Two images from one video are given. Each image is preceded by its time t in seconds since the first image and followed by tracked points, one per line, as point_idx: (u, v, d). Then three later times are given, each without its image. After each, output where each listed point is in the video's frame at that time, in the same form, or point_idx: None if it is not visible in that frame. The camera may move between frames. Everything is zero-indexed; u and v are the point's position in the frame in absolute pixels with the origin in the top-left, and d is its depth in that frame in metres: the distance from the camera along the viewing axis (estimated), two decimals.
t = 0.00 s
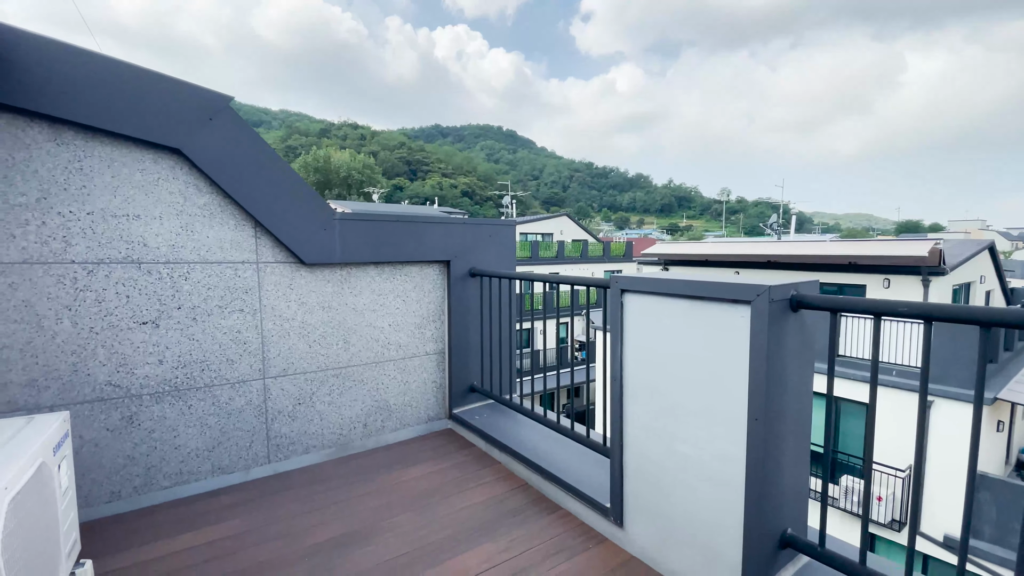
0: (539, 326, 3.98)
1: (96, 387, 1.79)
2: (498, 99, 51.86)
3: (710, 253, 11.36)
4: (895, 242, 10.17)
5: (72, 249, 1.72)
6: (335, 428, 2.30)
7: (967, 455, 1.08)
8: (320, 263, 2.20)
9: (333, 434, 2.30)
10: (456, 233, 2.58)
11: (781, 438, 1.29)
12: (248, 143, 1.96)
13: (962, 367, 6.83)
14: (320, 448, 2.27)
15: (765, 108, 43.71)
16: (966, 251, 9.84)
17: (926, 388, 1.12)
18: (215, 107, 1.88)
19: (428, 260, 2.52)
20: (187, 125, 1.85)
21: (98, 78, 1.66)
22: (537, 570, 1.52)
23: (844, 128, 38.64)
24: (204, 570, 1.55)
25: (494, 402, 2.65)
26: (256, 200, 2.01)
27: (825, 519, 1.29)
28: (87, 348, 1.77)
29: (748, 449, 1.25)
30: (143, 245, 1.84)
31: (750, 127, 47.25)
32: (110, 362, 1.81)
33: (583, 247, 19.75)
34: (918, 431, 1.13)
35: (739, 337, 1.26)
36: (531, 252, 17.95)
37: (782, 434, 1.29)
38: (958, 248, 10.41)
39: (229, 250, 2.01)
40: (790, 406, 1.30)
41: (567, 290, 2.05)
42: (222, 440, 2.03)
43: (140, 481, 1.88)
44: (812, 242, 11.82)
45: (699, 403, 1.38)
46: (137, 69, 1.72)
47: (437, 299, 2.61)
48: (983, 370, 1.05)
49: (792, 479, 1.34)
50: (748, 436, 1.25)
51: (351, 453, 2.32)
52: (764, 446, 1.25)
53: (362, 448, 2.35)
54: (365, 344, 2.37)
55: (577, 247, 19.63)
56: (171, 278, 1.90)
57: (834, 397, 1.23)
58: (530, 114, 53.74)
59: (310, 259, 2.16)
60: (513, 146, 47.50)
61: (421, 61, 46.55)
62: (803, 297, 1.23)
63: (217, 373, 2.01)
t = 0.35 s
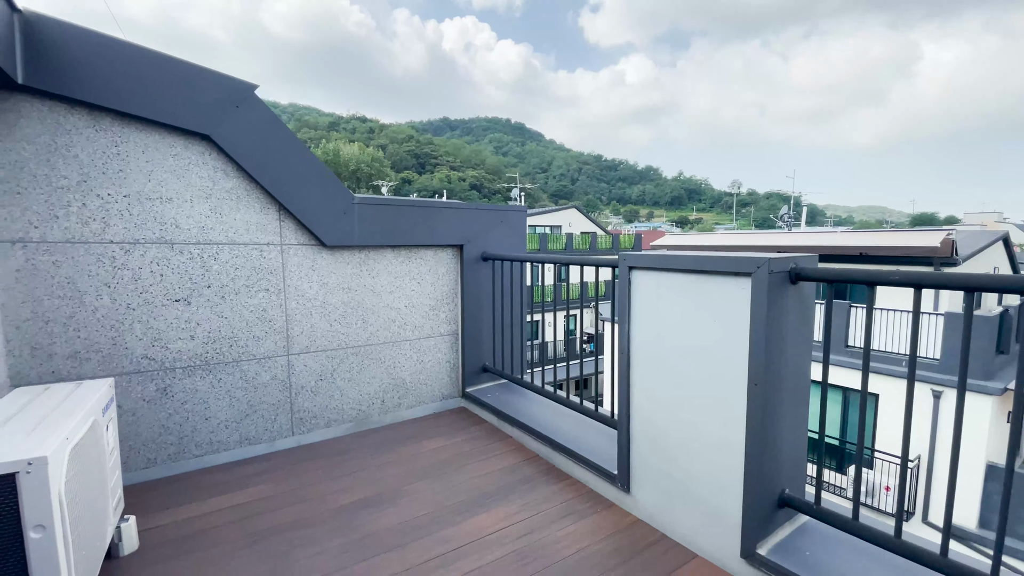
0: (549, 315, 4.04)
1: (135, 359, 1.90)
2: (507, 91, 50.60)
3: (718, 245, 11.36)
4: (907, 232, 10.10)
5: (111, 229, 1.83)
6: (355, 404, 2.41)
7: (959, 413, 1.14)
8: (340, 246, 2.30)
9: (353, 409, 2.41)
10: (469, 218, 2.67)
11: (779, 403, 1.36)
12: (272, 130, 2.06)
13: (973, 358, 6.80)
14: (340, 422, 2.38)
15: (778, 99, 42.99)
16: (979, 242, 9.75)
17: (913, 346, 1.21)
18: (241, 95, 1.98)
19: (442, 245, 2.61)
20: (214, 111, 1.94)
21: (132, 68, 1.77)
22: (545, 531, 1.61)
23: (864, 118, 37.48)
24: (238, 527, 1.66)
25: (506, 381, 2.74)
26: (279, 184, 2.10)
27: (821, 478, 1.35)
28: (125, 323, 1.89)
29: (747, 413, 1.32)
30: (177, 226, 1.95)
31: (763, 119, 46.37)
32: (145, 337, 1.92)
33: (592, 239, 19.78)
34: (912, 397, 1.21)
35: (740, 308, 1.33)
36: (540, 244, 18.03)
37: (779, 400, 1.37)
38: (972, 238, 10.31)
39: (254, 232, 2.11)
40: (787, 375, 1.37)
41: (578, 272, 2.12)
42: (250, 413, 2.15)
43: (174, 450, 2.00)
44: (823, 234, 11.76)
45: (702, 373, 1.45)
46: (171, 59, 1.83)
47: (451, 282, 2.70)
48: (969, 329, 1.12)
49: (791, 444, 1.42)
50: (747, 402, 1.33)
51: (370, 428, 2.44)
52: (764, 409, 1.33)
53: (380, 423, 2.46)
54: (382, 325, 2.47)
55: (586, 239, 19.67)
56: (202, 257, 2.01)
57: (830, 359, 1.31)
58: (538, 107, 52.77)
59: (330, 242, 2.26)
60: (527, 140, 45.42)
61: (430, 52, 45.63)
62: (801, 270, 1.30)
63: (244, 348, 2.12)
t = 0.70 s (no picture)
0: (554, 306, 4.08)
1: (158, 339, 1.99)
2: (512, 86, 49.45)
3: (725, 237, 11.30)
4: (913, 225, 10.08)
5: (135, 214, 1.91)
6: (366, 384, 2.50)
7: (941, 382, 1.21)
8: (353, 232, 2.38)
9: (364, 390, 2.49)
10: (478, 205, 2.74)
11: (773, 375, 1.43)
12: (287, 116, 2.14)
13: (978, 349, 6.80)
14: (352, 402, 2.46)
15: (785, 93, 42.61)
16: (987, 234, 9.70)
17: (899, 318, 1.28)
18: (259, 84, 2.06)
19: (450, 231, 2.68)
20: (233, 100, 2.02)
21: (154, 55, 1.85)
22: (549, 500, 1.68)
23: (871, 112, 37.10)
24: (258, 495, 1.75)
25: (511, 364, 2.81)
26: (295, 170, 2.18)
27: (812, 445, 1.43)
28: (146, 303, 1.96)
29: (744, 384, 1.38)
30: (197, 210, 2.03)
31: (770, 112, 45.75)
32: (168, 317, 2.01)
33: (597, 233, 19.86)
34: (897, 367, 1.28)
35: (737, 284, 1.40)
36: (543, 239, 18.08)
37: (774, 372, 1.43)
38: (979, 230, 10.24)
39: (271, 217, 2.19)
40: (782, 350, 1.44)
41: (583, 254, 2.18)
42: (267, 391, 2.23)
43: (195, 425, 2.08)
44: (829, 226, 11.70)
45: (701, 349, 1.52)
46: (192, 51, 1.91)
47: (458, 267, 2.77)
48: (955, 301, 1.18)
49: (785, 415, 1.49)
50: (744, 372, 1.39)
51: (381, 407, 2.52)
52: (759, 382, 1.39)
53: (390, 404, 2.54)
54: (393, 309, 2.55)
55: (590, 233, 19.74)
56: (221, 241, 2.09)
57: (820, 335, 1.36)
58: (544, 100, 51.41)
59: (342, 226, 2.33)
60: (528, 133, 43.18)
61: (434, 48, 45.03)
62: (795, 248, 1.37)
63: (260, 329, 2.20)
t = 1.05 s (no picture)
0: (557, 298, 4.12)
1: (173, 323, 2.05)
2: (514, 77, 48.50)
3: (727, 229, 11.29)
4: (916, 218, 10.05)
5: (150, 200, 1.97)
6: (373, 368, 2.55)
7: (927, 360, 1.27)
8: (360, 220, 2.43)
9: (372, 374, 2.56)
10: (482, 195, 2.79)
11: (769, 356, 1.49)
12: (297, 106, 2.19)
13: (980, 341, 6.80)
14: (360, 385, 2.53)
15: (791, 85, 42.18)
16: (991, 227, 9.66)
17: (890, 297, 1.34)
18: (269, 74, 2.11)
19: (455, 220, 2.73)
20: (243, 89, 2.07)
21: (168, 46, 1.90)
22: (554, 475, 1.75)
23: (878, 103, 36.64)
24: (273, 472, 1.82)
25: (516, 350, 2.87)
26: (304, 159, 2.23)
27: (806, 423, 1.48)
28: (160, 288, 2.02)
29: (739, 364, 1.44)
30: (208, 198, 2.08)
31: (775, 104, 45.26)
32: (182, 301, 2.06)
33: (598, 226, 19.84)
34: (886, 346, 1.34)
35: (734, 268, 1.45)
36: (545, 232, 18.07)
37: (769, 353, 1.49)
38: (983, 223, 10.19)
39: (280, 205, 2.24)
40: (778, 331, 1.50)
41: (585, 241, 2.23)
42: (277, 374, 2.30)
43: (209, 407, 2.15)
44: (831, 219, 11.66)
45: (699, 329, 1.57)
46: (203, 42, 1.96)
47: (462, 255, 2.82)
48: (942, 283, 1.23)
49: (781, 394, 1.55)
50: (740, 352, 1.45)
51: (388, 392, 2.59)
52: (755, 361, 1.45)
53: (397, 388, 2.61)
54: (399, 296, 2.61)
55: (592, 226, 19.71)
56: (232, 228, 2.14)
57: (814, 316, 1.42)
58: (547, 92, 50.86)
59: (350, 215, 2.38)
60: (531, 125, 42.72)
61: (436, 39, 44.54)
62: (791, 232, 1.41)
63: (271, 314, 2.26)
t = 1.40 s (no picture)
0: (557, 292, 4.16)
1: (181, 313, 2.10)
2: (515, 69, 48.15)
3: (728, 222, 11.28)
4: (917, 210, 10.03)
5: (156, 193, 2.00)
6: (376, 358, 2.60)
7: (913, 349, 1.32)
8: (362, 211, 2.47)
9: (375, 363, 2.60)
10: (483, 187, 2.82)
11: (763, 346, 1.53)
12: (300, 99, 2.21)
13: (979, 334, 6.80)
14: (363, 374, 2.58)
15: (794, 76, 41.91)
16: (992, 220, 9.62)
17: (880, 289, 1.37)
18: (273, 68, 2.14)
19: (455, 212, 2.76)
20: (248, 84, 2.10)
21: (174, 41, 1.93)
22: (553, 461, 1.79)
23: (881, 94, 36.40)
24: (279, 458, 1.86)
25: (516, 341, 2.92)
26: (308, 152, 2.27)
27: (800, 411, 1.52)
28: (168, 278, 2.06)
29: (734, 353, 1.48)
30: (213, 190, 2.12)
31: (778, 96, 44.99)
32: (188, 292, 2.10)
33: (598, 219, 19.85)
34: (876, 337, 1.38)
35: (729, 259, 1.48)
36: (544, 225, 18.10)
37: (764, 342, 1.53)
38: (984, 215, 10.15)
39: (283, 197, 2.28)
40: (772, 321, 1.54)
41: (584, 233, 2.26)
42: (283, 363, 2.34)
43: (215, 395, 2.19)
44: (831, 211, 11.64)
45: (696, 319, 1.60)
46: (208, 36, 1.98)
47: (463, 247, 2.86)
48: (930, 273, 1.26)
49: (775, 381, 1.59)
50: (734, 341, 1.48)
51: (391, 380, 2.64)
52: (750, 349, 1.49)
53: (399, 377, 2.66)
54: (401, 287, 2.65)
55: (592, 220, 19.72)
56: (236, 220, 2.18)
57: (807, 306, 1.45)
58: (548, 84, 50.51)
59: (352, 207, 2.42)
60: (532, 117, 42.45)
61: (437, 30, 44.19)
62: (784, 223, 1.45)
63: (276, 304, 2.30)
